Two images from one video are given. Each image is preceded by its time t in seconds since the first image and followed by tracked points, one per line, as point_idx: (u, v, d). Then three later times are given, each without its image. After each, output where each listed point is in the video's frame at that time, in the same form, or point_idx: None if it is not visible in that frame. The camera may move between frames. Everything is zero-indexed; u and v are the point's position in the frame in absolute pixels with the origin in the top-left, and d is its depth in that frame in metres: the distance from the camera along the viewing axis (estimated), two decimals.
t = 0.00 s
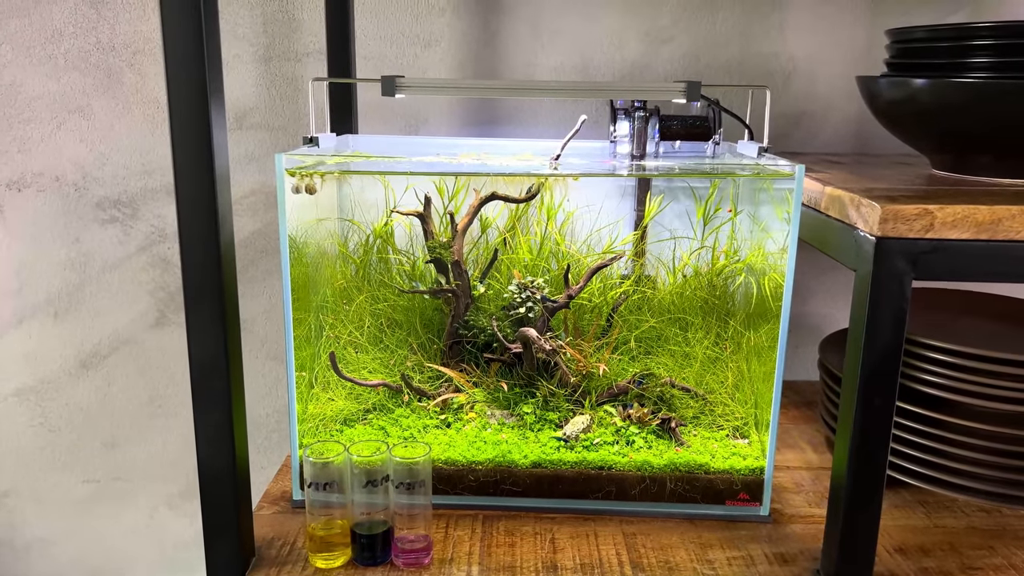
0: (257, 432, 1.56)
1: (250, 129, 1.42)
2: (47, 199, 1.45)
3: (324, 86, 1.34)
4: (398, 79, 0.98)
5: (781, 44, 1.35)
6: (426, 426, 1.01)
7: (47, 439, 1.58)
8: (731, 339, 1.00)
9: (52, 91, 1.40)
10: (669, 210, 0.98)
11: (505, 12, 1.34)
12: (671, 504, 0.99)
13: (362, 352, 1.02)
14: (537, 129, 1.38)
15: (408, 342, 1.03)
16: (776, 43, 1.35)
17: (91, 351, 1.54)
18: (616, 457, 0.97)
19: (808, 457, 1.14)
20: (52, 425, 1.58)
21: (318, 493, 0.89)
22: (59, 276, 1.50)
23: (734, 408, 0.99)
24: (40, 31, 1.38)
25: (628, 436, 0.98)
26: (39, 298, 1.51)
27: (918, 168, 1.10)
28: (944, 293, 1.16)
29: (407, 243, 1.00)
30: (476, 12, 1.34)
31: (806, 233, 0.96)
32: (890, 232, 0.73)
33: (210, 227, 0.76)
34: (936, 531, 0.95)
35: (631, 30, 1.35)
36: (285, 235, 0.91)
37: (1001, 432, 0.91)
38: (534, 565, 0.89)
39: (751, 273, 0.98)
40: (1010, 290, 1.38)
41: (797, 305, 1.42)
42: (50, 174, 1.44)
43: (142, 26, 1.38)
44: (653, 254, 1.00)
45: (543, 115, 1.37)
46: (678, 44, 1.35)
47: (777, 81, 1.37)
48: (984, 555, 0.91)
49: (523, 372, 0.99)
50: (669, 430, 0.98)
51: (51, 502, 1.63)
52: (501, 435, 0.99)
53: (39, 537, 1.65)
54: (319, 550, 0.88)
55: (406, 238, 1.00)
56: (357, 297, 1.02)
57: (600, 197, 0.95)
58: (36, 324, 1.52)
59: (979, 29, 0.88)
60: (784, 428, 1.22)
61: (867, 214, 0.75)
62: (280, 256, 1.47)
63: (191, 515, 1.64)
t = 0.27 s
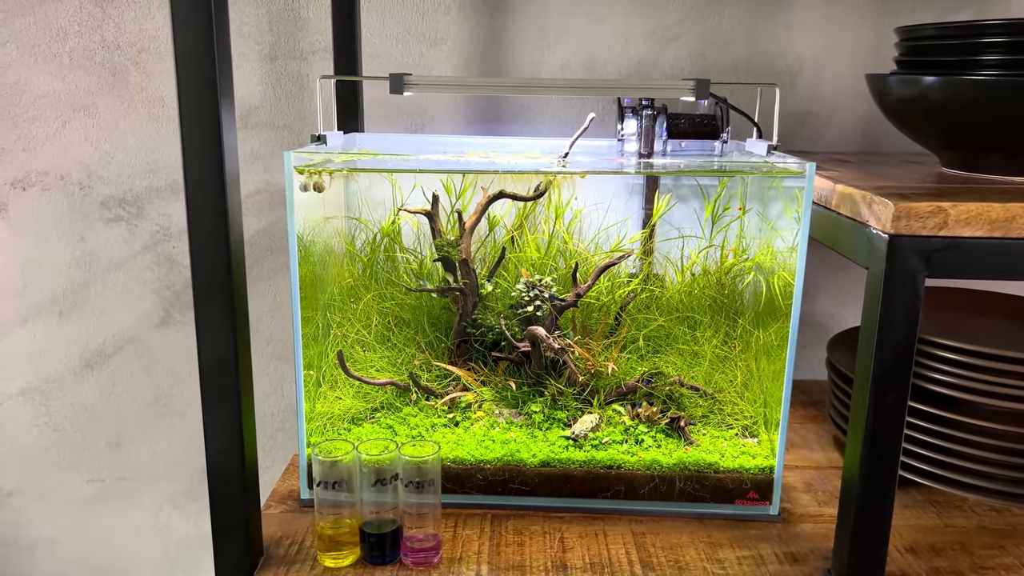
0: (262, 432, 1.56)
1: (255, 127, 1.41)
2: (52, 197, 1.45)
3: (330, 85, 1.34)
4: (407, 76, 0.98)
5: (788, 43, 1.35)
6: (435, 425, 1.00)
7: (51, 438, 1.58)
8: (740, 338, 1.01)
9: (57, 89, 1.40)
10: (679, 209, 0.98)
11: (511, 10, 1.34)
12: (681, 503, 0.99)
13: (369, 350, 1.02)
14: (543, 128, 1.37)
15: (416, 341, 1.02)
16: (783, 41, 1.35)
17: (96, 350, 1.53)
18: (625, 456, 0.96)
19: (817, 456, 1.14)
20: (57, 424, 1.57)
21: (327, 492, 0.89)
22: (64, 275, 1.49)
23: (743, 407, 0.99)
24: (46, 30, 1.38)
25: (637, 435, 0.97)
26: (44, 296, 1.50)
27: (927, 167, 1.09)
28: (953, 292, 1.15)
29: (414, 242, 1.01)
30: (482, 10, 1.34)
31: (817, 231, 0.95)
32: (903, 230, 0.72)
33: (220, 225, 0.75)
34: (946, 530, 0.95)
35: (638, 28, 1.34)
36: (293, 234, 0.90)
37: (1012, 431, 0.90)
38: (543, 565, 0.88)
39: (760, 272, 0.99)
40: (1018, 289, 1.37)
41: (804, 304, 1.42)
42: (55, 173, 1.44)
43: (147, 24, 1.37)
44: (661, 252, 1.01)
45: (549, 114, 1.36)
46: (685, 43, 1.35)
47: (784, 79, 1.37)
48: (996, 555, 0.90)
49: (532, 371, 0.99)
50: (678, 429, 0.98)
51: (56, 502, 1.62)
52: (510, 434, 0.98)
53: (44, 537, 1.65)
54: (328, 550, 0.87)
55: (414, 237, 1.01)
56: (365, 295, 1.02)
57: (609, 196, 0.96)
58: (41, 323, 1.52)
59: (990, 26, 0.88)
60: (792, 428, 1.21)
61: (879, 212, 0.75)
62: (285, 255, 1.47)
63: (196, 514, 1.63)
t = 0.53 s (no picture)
0: (259, 434, 1.56)
1: (253, 129, 1.41)
2: (49, 200, 1.45)
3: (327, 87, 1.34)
4: (402, 79, 0.98)
5: (786, 44, 1.35)
6: (430, 428, 1.00)
7: (49, 440, 1.58)
8: (736, 340, 1.01)
9: (55, 91, 1.40)
10: (675, 210, 0.98)
11: (508, 12, 1.34)
12: (677, 505, 0.99)
13: (365, 353, 1.01)
14: (541, 130, 1.37)
15: (412, 343, 1.02)
16: (780, 43, 1.35)
17: (94, 352, 1.53)
18: (621, 459, 0.96)
19: (814, 459, 1.13)
20: (54, 426, 1.57)
21: (323, 495, 0.88)
22: (62, 277, 1.49)
23: (739, 410, 0.99)
24: (43, 32, 1.38)
25: (633, 437, 0.97)
26: (41, 299, 1.50)
27: (924, 169, 1.09)
28: (950, 293, 1.15)
29: (410, 244, 1.00)
30: (479, 13, 1.34)
31: (813, 235, 0.95)
32: (899, 232, 0.72)
33: (214, 227, 0.75)
34: (943, 533, 0.95)
35: (635, 30, 1.34)
36: (288, 236, 0.90)
37: (1008, 434, 0.90)
38: (539, 568, 0.88)
39: (756, 274, 0.99)
40: (1016, 291, 1.37)
41: (802, 306, 1.41)
42: (52, 175, 1.44)
43: (144, 26, 1.37)
44: (658, 254, 1.01)
45: (547, 116, 1.36)
46: (682, 44, 1.35)
47: (782, 81, 1.36)
48: (992, 558, 0.90)
49: (527, 373, 0.99)
50: (674, 431, 0.97)
51: (53, 504, 1.62)
52: (506, 437, 0.98)
53: (41, 539, 1.64)
54: (323, 553, 0.87)
55: (410, 238, 1.00)
56: (361, 298, 1.01)
57: (604, 197, 0.96)
58: (38, 325, 1.52)
59: (987, 28, 0.88)
60: (789, 430, 1.21)
61: (874, 214, 0.74)
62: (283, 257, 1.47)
63: (194, 516, 1.63)
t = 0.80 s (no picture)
0: (254, 439, 1.54)
1: (247, 132, 1.40)
2: (42, 202, 1.44)
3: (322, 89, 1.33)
4: (397, 82, 0.97)
5: (785, 46, 1.34)
6: (424, 435, 0.99)
7: (42, 444, 1.57)
8: (735, 346, 1.00)
9: (48, 93, 1.39)
10: (672, 214, 0.96)
11: (505, 13, 1.33)
12: (674, 514, 0.97)
13: (358, 359, 1.01)
14: (537, 132, 1.36)
15: (406, 349, 1.02)
16: (779, 45, 1.33)
17: (87, 356, 1.52)
18: (617, 467, 0.94)
19: (813, 466, 1.12)
20: (47, 430, 1.56)
21: (314, 504, 0.87)
22: (55, 280, 1.48)
23: (737, 417, 0.99)
24: (36, 33, 1.36)
25: (630, 445, 0.96)
26: (34, 302, 1.49)
27: (924, 172, 1.08)
28: (951, 298, 1.14)
29: (405, 248, 1.00)
30: (476, 14, 1.33)
31: (812, 240, 0.94)
32: (899, 239, 0.71)
33: (202, 232, 0.74)
34: (944, 543, 0.93)
35: (633, 32, 1.33)
36: (280, 240, 0.88)
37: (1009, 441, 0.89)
38: None
39: (754, 279, 0.98)
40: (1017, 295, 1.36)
41: (802, 310, 1.40)
42: (45, 177, 1.43)
43: (138, 27, 1.36)
44: (655, 259, 1.00)
45: (544, 118, 1.35)
46: (680, 46, 1.33)
47: (781, 83, 1.35)
48: (994, 568, 0.89)
49: (522, 380, 0.98)
50: (671, 439, 0.96)
51: (47, 509, 1.61)
52: (501, 444, 0.96)
53: (34, 543, 1.63)
54: (314, 562, 0.86)
55: (404, 243, 0.99)
56: (354, 303, 1.01)
57: (601, 202, 0.96)
58: (31, 329, 1.51)
59: (987, 31, 0.86)
60: (788, 436, 1.20)
61: (874, 220, 0.73)
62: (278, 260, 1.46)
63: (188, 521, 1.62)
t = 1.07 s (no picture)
0: (251, 441, 1.53)
1: (245, 131, 1.39)
2: (38, 203, 1.43)
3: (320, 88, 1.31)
4: (395, 80, 0.96)
5: (788, 45, 1.32)
6: (422, 439, 0.98)
7: (38, 447, 1.55)
8: (738, 347, 0.98)
9: (43, 93, 1.38)
10: (674, 214, 0.95)
11: (505, 12, 1.31)
12: (676, 519, 0.96)
13: (355, 360, 0.99)
14: (538, 132, 1.35)
15: (404, 350, 1.00)
16: (782, 43, 1.32)
17: (83, 357, 1.51)
18: (619, 471, 0.93)
19: (817, 469, 1.11)
20: (43, 433, 1.55)
21: (309, 508, 0.86)
22: (51, 281, 1.47)
23: (741, 420, 0.97)
24: (31, 32, 1.35)
25: (631, 448, 0.94)
26: (30, 303, 1.48)
27: (929, 172, 1.06)
28: (956, 300, 1.12)
29: (403, 249, 0.98)
30: (475, 13, 1.32)
31: (817, 242, 0.92)
32: (906, 239, 0.69)
33: (196, 234, 0.73)
34: (950, 548, 0.92)
35: (634, 31, 1.32)
36: (276, 239, 0.87)
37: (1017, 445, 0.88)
38: None
39: (758, 280, 0.96)
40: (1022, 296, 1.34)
41: (805, 311, 1.39)
42: (41, 178, 1.41)
43: (134, 26, 1.35)
44: (656, 259, 0.99)
45: (544, 118, 1.34)
46: (682, 45, 1.32)
47: (783, 82, 1.34)
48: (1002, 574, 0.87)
49: (522, 382, 0.96)
50: (673, 442, 0.95)
51: (43, 512, 1.60)
52: (500, 448, 0.95)
53: (30, 547, 1.62)
54: (310, 569, 0.85)
55: (402, 244, 0.97)
56: (352, 304, 0.99)
57: (602, 201, 0.94)
58: (27, 330, 1.49)
59: (994, 28, 0.85)
60: (791, 440, 1.19)
61: (881, 220, 0.72)
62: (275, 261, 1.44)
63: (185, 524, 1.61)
